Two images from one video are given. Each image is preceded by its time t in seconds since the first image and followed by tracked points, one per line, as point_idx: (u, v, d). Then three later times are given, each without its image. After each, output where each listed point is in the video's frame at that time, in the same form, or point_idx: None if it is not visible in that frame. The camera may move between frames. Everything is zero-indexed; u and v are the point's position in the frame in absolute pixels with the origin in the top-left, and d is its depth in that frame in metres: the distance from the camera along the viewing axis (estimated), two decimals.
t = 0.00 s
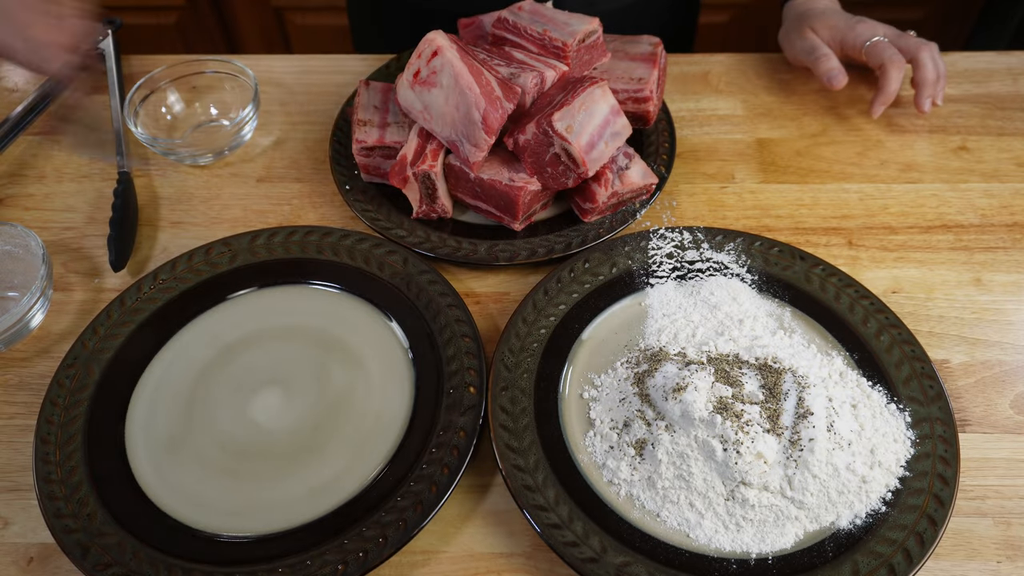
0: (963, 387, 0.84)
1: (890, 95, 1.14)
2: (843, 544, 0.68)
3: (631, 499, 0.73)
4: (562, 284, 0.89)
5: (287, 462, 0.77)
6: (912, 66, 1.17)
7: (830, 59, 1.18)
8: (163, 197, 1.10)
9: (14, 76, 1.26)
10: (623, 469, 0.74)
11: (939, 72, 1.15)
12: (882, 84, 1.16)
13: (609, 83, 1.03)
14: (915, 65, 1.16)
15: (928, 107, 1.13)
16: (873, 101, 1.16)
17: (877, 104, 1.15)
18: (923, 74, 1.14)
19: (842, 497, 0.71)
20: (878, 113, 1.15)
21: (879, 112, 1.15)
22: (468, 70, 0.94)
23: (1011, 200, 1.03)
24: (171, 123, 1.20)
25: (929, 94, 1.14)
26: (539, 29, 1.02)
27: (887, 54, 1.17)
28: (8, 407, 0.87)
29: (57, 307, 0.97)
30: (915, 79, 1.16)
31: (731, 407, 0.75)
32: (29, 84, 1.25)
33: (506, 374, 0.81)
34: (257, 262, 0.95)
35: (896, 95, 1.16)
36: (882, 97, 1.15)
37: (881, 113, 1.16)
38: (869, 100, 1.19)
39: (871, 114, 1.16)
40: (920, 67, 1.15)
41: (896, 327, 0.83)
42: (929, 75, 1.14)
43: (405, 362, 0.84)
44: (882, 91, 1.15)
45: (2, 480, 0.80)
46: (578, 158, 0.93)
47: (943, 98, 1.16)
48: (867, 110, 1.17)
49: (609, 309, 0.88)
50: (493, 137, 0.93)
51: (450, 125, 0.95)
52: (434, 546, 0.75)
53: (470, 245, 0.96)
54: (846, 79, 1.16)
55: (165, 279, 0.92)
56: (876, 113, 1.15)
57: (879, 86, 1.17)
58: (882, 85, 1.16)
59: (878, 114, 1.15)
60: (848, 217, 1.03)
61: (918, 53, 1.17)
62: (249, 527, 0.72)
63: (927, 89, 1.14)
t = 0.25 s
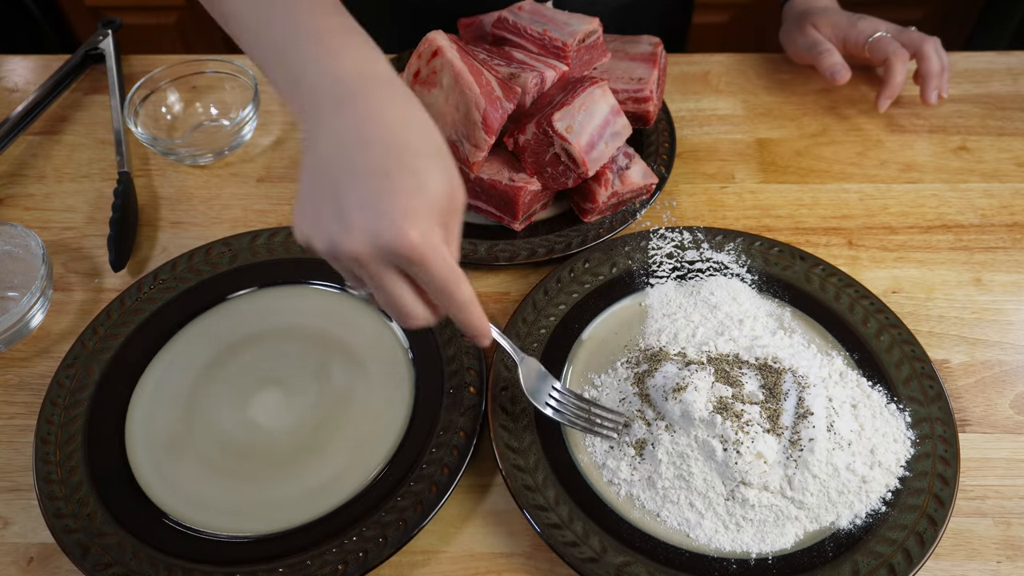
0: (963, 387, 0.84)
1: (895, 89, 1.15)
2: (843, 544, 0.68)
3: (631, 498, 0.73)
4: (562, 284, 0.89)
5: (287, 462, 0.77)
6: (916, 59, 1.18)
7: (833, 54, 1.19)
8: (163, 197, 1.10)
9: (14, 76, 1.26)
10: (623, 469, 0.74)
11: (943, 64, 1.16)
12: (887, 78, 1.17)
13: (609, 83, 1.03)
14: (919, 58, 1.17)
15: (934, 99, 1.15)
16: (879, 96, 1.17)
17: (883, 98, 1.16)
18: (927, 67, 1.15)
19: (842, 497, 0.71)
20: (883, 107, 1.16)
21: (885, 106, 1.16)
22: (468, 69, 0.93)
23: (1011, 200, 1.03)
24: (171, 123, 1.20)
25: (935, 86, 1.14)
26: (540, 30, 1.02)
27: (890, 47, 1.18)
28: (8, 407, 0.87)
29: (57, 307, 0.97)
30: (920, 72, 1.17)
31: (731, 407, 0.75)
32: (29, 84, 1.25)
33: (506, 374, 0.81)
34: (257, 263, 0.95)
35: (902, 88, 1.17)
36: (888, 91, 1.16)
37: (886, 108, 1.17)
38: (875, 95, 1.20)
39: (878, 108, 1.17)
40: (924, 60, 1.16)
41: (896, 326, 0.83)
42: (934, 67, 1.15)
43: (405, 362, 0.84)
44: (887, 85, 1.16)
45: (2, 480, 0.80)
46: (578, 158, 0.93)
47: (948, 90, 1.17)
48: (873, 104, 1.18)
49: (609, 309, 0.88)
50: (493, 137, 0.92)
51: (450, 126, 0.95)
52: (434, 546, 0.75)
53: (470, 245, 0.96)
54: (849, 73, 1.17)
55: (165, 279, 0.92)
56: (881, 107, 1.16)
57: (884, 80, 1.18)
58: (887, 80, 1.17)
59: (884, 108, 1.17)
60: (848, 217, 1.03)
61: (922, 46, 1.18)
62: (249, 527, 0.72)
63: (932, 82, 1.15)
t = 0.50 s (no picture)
0: (963, 387, 0.84)
1: (895, 88, 1.15)
2: (843, 544, 0.68)
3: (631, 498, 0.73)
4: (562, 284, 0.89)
5: (287, 461, 0.77)
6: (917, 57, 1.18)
7: (833, 51, 1.19)
8: (163, 197, 1.09)
9: (14, 76, 1.26)
10: (623, 469, 0.74)
11: (944, 63, 1.16)
12: (888, 77, 1.17)
13: (609, 83, 1.03)
14: (920, 57, 1.17)
15: (934, 98, 1.15)
16: (879, 94, 1.17)
17: (884, 97, 1.16)
18: (928, 66, 1.15)
19: (842, 497, 0.71)
20: (884, 106, 1.16)
21: (885, 104, 1.16)
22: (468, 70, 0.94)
23: (1011, 200, 1.03)
24: (171, 123, 1.20)
25: (936, 85, 1.15)
26: (539, 30, 1.02)
27: (891, 46, 1.19)
28: (8, 407, 0.87)
29: (57, 307, 0.97)
30: (920, 71, 1.17)
31: (731, 407, 0.75)
32: (29, 84, 1.25)
33: (506, 373, 0.80)
34: (257, 262, 0.95)
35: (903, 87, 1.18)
36: (888, 90, 1.16)
37: (886, 107, 1.18)
38: (875, 93, 1.20)
39: (878, 107, 1.17)
40: (925, 59, 1.16)
41: (896, 326, 0.83)
42: (935, 66, 1.15)
43: (405, 362, 0.84)
44: (888, 84, 1.16)
45: (2, 480, 0.80)
46: (578, 158, 0.94)
47: (949, 89, 1.17)
48: (873, 103, 1.19)
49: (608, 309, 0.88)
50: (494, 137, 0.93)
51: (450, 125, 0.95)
52: (434, 546, 0.75)
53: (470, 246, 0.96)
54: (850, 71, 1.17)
55: (165, 279, 0.92)
56: (882, 106, 1.16)
57: (885, 79, 1.18)
58: (887, 79, 1.17)
59: (884, 107, 1.17)
60: (848, 217, 1.03)
61: (923, 45, 1.18)
62: (249, 527, 0.72)
63: (933, 80, 1.15)
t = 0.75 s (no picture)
0: (963, 387, 0.84)
1: (895, 87, 1.15)
2: (844, 544, 0.68)
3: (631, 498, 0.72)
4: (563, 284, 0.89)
5: (288, 462, 0.77)
6: (917, 57, 1.18)
7: (832, 50, 1.20)
8: (162, 197, 1.09)
9: (14, 76, 1.26)
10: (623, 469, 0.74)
11: (944, 63, 1.16)
12: (888, 76, 1.17)
13: (609, 82, 1.03)
14: (920, 57, 1.17)
15: (933, 98, 1.15)
16: (879, 93, 1.17)
17: (883, 96, 1.16)
18: (927, 66, 1.15)
19: (842, 497, 0.71)
20: (883, 105, 1.16)
21: (885, 104, 1.16)
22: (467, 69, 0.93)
23: (1012, 200, 1.03)
24: (171, 123, 1.20)
25: (935, 85, 1.15)
26: (539, 29, 1.02)
27: (891, 45, 1.19)
28: (8, 407, 0.87)
29: (57, 307, 0.97)
30: (920, 71, 1.17)
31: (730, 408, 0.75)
32: (29, 84, 1.25)
33: (506, 373, 0.80)
34: (257, 262, 0.95)
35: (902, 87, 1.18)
36: (888, 89, 1.16)
37: (886, 106, 1.18)
38: (875, 92, 1.20)
39: (877, 107, 1.18)
40: (925, 58, 1.16)
41: (896, 326, 0.83)
42: (935, 66, 1.15)
43: (405, 362, 0.84)
44: (888, 83, 1.16)
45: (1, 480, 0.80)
46: (578, 157, 0.93)
47: (949, 90, 1.17)
48: (873, 102, 1.19)
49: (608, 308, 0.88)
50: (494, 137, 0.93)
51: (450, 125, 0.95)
52: (434, 546, 0.75)
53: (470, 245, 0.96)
54: (847, 70, 1.18)
55: (165, 279, 0.92)
56: (881, 105, 1.17)
57: (885, 79, 1.18)
58: (887, 78, 1.17)
59: (884, 107, 1.17)
60: (848, 217, 1.03)
61: (923, 45, 1.17)
62: (249, 527, 0.72)
63: (933, 80, 1.15)
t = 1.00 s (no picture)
0: (963, 387, 0.84)
1: (895, 86, 1.15)
2: (844, 545, 0.68)
3: (632, 498, 0.72)
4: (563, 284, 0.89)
5: (287, 462, 0.77)
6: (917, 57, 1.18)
7: (831, 48, 1.20)
8: (162, 197, 1.09)
9: (14, 75, 1.26)
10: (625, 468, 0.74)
11: (944, 63, 1.16)
12: (888, 76, 1.17)
13: (609, 82, 1.03)
14: (920, 57, 1.17)
15: (932, 98, 1.15)
16: (879, 92, 1.17)
17: (882, 96, 1.16)
18: (926, 66, 1.15)
19: (842, 497, 0.71)
20: (883, 104, 1.16)
21: (884, 103, 1.16)
22: (467, 69, 0.94)
23: (1012, 200, 1.03)
24: (170, 123, 1.19)
25: (935, 85, 1.15)
26: (539, 29, 1.02)
27: (891, 45, 1.19)
28: (7, 407, 0.86)
29: (56, 307, 0.97)
30: (920, 71, 1.17)
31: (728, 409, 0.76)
32: (28, 84, 1.25)
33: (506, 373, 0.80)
34: (257, 262, 0.95)
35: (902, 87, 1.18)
36: (888, 89, 1.16)
37: (886, 105, 1.17)
38: (875, 92, 1.20)
39: (876, 107, 1.18)
40: (925, 58, 1.16)
41: (896, 326, 0.83)
42: (934, 66, 1.15)
43: (405, 362, 0.84)
44: (888, 82, 1.16)
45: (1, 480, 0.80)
46: (578, 157, 0.93)
47: (948, 90, 1.17)
48: (873, 101, 1.19)
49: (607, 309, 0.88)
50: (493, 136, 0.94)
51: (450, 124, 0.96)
52: (434, 546, 0.75)
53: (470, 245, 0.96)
54: (846, 68, 1.18)
55: (165, 278, 0.92)
56: (881, 105, 1.16)
57: (884, 78, 1.18)
58: (887, 77, 1.17)
59: (883, 106, 1.17)
60: (848, 217, 1.03)
61: (923, 45, 1.17)
62: (248, 527, 0.72)
63: (932, 80, 1.15)
